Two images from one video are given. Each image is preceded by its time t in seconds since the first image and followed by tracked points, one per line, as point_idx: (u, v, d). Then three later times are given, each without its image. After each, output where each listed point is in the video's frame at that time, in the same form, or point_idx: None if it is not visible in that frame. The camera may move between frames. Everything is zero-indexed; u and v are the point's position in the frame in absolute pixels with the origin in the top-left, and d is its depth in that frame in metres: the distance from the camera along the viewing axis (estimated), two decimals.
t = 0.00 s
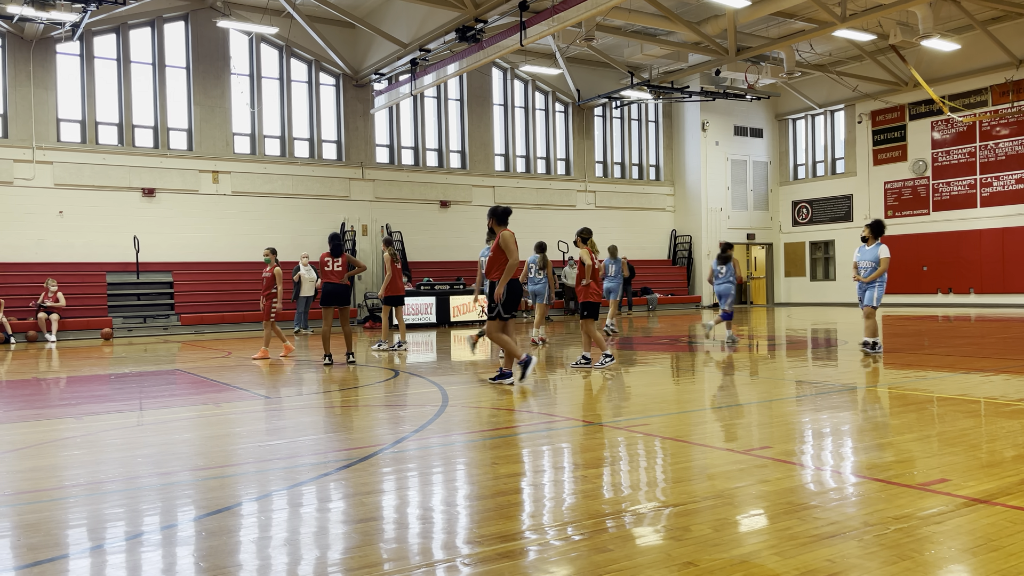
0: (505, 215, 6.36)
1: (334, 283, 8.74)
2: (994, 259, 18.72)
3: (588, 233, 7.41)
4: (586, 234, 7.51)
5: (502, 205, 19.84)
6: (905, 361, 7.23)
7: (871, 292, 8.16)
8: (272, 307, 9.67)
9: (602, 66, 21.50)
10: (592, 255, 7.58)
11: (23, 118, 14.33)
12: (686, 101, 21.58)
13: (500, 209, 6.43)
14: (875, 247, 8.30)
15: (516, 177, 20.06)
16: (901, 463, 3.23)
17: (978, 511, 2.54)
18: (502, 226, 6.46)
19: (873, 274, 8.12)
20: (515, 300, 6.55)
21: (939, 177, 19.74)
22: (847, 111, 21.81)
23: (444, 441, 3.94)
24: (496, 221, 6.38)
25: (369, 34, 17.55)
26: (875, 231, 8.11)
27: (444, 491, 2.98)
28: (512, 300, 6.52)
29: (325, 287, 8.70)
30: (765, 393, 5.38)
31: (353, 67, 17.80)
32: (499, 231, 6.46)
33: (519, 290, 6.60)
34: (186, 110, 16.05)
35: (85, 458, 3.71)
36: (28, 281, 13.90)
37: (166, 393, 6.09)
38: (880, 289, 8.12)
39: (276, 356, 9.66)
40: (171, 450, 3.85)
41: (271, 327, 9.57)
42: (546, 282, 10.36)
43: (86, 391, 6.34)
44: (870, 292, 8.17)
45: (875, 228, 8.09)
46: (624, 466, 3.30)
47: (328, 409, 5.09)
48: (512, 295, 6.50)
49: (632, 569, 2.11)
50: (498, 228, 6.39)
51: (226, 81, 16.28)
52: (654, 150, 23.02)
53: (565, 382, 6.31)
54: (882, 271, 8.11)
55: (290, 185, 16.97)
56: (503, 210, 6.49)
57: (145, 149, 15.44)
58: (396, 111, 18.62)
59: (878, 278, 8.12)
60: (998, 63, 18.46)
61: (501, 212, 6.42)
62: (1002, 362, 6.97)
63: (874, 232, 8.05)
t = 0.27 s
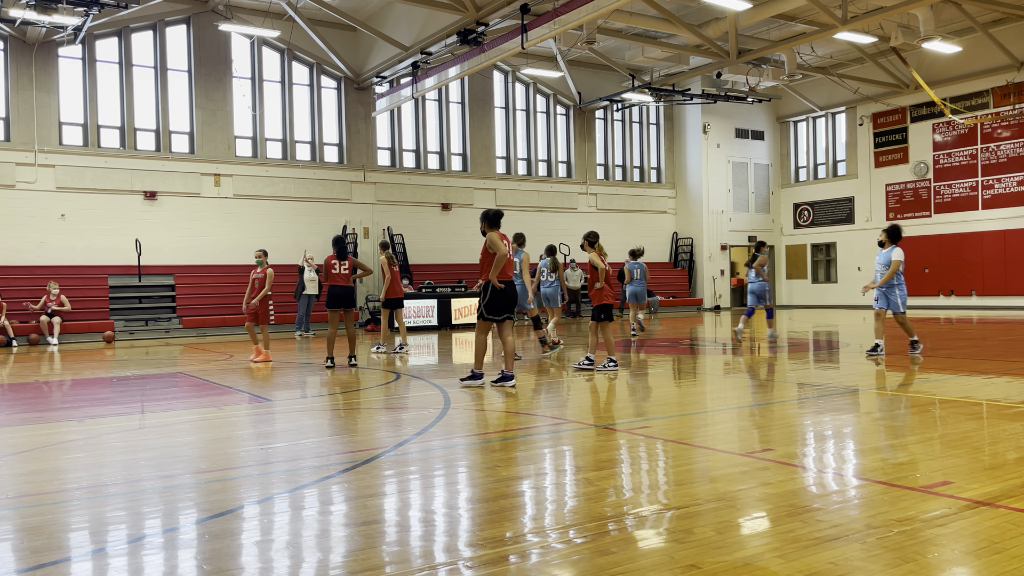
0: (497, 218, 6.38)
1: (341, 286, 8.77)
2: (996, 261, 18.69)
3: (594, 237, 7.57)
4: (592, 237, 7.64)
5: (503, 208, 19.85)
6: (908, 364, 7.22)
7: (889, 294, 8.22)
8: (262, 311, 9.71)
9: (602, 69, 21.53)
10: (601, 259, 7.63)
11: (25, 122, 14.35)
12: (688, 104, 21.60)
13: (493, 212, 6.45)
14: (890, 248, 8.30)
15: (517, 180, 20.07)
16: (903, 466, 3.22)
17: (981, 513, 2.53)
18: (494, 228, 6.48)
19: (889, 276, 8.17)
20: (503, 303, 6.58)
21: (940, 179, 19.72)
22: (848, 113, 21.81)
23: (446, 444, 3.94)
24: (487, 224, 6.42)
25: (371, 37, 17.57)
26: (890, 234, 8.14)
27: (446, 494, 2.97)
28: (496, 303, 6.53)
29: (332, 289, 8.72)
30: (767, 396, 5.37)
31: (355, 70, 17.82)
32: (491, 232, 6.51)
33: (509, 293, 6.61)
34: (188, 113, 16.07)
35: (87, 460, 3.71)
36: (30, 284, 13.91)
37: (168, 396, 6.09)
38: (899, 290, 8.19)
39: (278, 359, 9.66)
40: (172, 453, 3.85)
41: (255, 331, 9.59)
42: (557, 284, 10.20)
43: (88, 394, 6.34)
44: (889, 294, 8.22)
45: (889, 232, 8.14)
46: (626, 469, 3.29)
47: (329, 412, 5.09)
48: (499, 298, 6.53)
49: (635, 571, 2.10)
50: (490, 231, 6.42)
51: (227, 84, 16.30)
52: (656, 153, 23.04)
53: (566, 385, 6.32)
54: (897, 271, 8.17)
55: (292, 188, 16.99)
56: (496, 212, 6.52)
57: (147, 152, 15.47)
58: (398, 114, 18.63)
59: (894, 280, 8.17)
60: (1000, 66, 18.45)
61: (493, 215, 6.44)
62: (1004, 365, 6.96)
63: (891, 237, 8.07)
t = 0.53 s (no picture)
0: (484, 221, 6.52)
1: (349, 288, 8.80)
2: (998, 262, 18.69)
3: (601, 238, 7.54)
4: (599, 239, 7.62)
5: (505, 210, 19.85)
6: (910, 365, 7.22)
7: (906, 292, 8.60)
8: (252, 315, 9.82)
9: (603, 70, 21.54)
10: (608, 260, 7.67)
11: (27, 124, 14.37)
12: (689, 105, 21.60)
13: (481, 215, 6.59)
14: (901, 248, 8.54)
15: (518, 182, 20.09)
16: (904, 467, 3.22)
17: (983, 515, 2.53)
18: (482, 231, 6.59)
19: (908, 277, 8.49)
20: (491, 304, 6.58)
21: (942, 181, 19.71)
22: (850, 115, 21.80)
23: (447, 446, 3.94)
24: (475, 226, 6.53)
25: (372, 39, 17.59)
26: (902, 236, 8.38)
27: (447, 496, 2.97)
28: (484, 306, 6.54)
29: (339, 289, 8.73)
30: (768, 397, 5.36)
31: (356, 72, 17.84)
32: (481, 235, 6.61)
33: (498, 295, 6.62)
34: (190, 115, 16.09)
35: (89, 463, 3.71)
36: (32, 286, 13.92)
37: (170, 398, 6.10)
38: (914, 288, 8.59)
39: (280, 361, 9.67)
40: (174, 455, 3.85)
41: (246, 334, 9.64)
42: (569, 286, 10.26)
43: (90, 396, 6.35)
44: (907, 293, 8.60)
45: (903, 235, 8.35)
46: (628, 471, 3.29)
47: (331, 414, 5.09)
48: (486, 299, 6.54)
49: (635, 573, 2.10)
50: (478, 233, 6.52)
51: (229, 87, 16.33)
52: (657, 155, 23.05)
53: (568, 387, 6.34)
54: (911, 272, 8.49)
55: (293, 191, 17.01)
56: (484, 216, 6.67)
57: (149, 154, 15.50)
58: (399, 116, 18.64)
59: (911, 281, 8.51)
60: (1001, 67, 18.43)
61: (481, 218, 6.57)
62: (1006, 366, 6.95)
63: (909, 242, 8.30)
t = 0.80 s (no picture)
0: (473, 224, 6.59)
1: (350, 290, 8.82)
2: (999, 264, 18.67)
3: (609, 239, 7.51)
4: (606, 241, 7.62)
5: (506, 212, 19.87)
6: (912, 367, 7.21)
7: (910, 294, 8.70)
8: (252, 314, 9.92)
9: (605, 72, 21.54)
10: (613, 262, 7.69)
11: (29, 126, 14.39)
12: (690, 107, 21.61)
13: (469, 219, 6.71)
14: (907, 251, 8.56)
15: (520, 183, 20.10)
16: (906, 469, 3.21)
17: (985, 517, 2.53)
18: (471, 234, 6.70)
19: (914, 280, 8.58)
20: (479, 306, 6.63)
21: (943, 182, 19.70)
22: (851, 116, 21.80)
23: (447, 448, 3.94)
24: (463, 229, 6.65)
25: (374, 41, 17.60)
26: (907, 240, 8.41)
27: (448, 498, 2.97)
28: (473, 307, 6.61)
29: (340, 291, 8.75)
30: (770, 399, 5.35)
31: (357, 74, 17.86)
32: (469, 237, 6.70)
33: (486, 297, 6.66)
34: (191, 117, 16.12)
35: (90, 464, 3.71)
36: (33, 287, 13.94)
37: (171, 400, 6.11)
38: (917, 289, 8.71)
39: (281, 363, 9.68)
40: (175, 457, 3.86)
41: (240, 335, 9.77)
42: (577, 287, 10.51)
43: (91, 398, 6.35)
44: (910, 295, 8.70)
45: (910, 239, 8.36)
46: (628, 472, 3.29)
47: (333, 415, 5.10)
48: (473, 300, 6.61)
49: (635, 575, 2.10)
50: (465, 236, 6.63)
51: (230, 88, 16.35)
52: (658, 156, 23.05)
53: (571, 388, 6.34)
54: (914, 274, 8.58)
55: (295, 192, 17.03)
56: (472, 220, 6.79)
57: (150, 156, 15.51)
58: (401, 117, 18.65)
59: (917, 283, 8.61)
60: (1002, 68, 18.43)
61: (468, 221, 6.69)
62: (1008, 367, 6.95)
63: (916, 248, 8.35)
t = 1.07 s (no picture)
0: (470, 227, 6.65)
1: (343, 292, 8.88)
2: (1002, 265, 18.65)
3: (615, 242, 7.54)
4: (613, 243, 7.61)
5: (507, 213, 19.87)
6: (914, 368, 7.20)
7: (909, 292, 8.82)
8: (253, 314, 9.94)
9: (606, 73, 21.55)
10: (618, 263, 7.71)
11: (31, 127, 14.42)
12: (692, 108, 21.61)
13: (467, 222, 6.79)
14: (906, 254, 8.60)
15: (521, 185, 20.10)
16: (908, 470, 3.21)
17: (986, 518, 2.52)
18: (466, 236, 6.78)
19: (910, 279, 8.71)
20: (475, 308, 6.67)
21: (945, 183, 19.68)
22: (853, 117, 21.79)
23: (448, 449, 3.94)
24: (461, 231, 6.78)
25: (375, 42, 17.62)
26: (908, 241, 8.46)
27: (449, 499, 2.97)
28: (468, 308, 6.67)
29: (333, 294, 8.81)
30: (771, 400, 5.35)
31: (358, 76, 17.89)
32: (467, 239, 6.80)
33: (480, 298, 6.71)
34: (193, 118, 16.14)
35: (91, 465, 3.72)
36: (35, 288, 13.95)
37: (173, 401, 6.11)
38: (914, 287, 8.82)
39: (282, 364, 9.69)
40: (176, 458, 3.86)
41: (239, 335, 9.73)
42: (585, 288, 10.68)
43: (93, 399, 6.36)
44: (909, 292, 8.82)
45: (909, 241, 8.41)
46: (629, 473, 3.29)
47: (334, 416, 5.11)
48: (468, 302, 6.67)
49: None
50: (460, 237, 6.70)
51: (232, 90, 16.37)
52: (660, 157, 23.05)
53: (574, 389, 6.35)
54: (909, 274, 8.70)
55: (297, 193, 17.04)
56: (471, 223, 6.88)
57: (152, 157, 15.53)
58: (402, 118, 18.66)
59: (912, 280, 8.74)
60: (1004, 69, 18.42)
61: (464, 223, 6.77)
62: (1009, 369, 6.94)
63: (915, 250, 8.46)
